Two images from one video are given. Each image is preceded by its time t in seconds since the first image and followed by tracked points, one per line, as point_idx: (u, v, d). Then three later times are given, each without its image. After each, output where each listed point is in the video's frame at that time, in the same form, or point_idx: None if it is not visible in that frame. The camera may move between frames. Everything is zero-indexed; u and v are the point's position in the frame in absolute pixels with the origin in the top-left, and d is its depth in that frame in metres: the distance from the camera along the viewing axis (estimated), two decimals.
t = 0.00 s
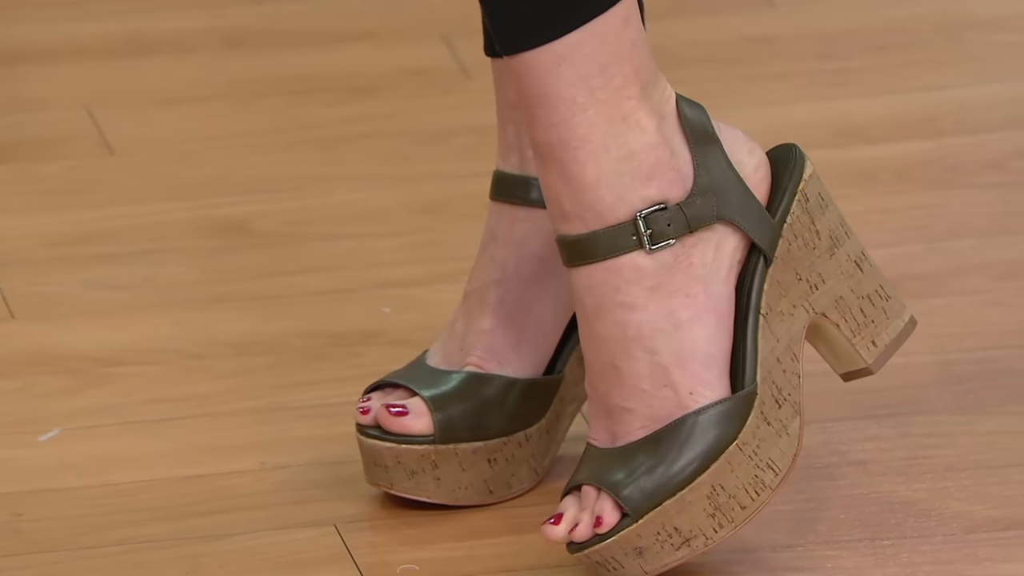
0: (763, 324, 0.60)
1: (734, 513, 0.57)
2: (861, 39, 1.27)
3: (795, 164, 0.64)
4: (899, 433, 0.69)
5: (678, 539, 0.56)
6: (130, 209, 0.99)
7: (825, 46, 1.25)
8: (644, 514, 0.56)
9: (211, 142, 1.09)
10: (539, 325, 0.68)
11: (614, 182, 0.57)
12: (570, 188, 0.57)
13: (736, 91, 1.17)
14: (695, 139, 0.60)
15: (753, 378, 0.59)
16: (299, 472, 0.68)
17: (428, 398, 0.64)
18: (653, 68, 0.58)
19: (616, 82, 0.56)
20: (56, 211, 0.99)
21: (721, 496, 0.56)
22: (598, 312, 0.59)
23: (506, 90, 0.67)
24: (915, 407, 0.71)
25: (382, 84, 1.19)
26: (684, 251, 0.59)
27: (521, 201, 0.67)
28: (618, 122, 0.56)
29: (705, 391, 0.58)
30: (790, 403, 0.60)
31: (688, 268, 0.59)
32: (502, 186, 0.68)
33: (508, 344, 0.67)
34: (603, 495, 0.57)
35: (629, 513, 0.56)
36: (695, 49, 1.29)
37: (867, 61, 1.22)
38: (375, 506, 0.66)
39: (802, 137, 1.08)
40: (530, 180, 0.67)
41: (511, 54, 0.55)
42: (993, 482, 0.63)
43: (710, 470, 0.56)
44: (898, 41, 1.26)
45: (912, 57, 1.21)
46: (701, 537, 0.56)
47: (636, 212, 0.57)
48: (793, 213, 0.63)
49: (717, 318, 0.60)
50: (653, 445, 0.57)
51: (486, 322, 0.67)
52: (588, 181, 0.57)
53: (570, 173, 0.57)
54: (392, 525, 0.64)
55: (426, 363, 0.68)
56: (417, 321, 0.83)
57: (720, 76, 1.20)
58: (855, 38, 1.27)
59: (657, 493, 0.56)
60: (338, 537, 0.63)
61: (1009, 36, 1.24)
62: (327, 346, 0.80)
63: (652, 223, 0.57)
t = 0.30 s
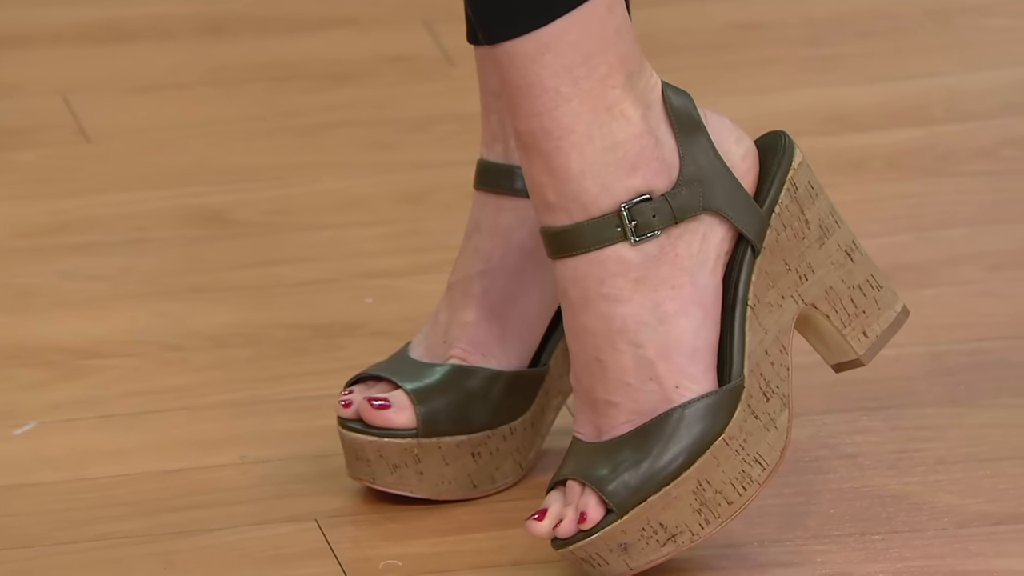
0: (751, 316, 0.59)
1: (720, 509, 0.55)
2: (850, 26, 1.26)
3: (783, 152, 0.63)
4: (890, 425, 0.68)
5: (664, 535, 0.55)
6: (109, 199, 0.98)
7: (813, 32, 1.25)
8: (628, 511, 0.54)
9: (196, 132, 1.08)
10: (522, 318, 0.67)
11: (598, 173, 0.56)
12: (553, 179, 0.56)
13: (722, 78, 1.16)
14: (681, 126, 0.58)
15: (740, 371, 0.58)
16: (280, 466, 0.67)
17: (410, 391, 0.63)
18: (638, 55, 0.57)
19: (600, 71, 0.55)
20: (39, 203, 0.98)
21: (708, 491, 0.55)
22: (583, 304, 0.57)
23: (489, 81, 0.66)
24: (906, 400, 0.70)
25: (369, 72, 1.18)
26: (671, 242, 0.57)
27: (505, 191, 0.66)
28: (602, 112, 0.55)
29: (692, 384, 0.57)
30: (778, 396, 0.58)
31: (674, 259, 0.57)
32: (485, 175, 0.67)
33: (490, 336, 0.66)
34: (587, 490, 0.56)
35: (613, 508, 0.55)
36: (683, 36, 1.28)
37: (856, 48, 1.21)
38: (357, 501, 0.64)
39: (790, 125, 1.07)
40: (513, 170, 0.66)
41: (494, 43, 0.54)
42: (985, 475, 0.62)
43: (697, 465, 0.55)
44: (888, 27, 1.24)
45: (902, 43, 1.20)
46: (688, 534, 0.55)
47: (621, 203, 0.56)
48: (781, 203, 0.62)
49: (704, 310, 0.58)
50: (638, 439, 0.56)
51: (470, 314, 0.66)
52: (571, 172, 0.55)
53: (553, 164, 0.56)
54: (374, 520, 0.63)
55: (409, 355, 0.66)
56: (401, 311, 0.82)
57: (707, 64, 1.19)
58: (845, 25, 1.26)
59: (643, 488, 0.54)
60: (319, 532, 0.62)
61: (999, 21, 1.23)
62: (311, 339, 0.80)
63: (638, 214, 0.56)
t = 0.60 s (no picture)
0: (739, 307, 0.58)
1: (708, 504, 0.54)
2: (842, 10, 1.24)
3: (772, 138, 0.61)
4: (881, 418, 0.66)
5: (651, 530, 0.54)
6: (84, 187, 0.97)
7: (805, 17, 1.23)
8: (615, 506, 0.53)
9: (176, 119, 1.07)
10: (507, 310, 0.65)
11: (585, 161, 0.54)
12: (539, 167, 0.54)
13: (710, 64, 1.15)
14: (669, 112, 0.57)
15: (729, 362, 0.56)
16: (258, 460, 0.66)
17: (391, 383, 0.62)
18: (625, 40, 0.55)
19: (588, 57, 0.53)
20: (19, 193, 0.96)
21: (695, 486, 0.54)
22: (569, 294, 0.56)
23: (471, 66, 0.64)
24: (898, 393, 0.68)
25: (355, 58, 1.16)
26: (658, 231, 0.56)
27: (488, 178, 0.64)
28: (589, 99, 0.54)
29: (679, 376, 0.55)
30: (767, 389, 0.57)
31: (661, 249, 0.56)
32: (467, 163, 0.65)
33: (473, 326, 0.64)
34: (573, 485, 0.54)
35: (600, 504, 0.53)
36: (670, 20, 1.25)
37: (847, 32, 1.19)
38: (337, 496, 0.63)
39: (780, 111, 1.05)
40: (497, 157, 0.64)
41: (480, 29, 0.52)
42: (978, 469, 0.61)
43: (686, 458, 0.54)
44: (880, 11, 1.23)
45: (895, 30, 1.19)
46: (676, 529, 0.54)
47: (608, 191, 0.55)
48: (770, 190, 0.60)
49: (692, 301, 0.57)
50: (623, 432, 0.55)
51: (453, 306, 0.64)
52: (557, 160, 0.54)
53: (539, 152, 0.54)
54: (355, 516, 0.61)
55: (389, 347, 0.65)
56: (381, 301, 0.80)
57: (697, 49, 1.18)
58: (836, 9, 1.25)
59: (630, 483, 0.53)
60: (299, 528, 0.60)
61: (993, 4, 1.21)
62: (291, 331, 0.77)
63: (625, 202, 0.55)
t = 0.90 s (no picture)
0: (738, 302, 0.55)
1: (704, 502, 0.50)
2: None
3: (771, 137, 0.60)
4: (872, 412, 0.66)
5: (646, 525, 0.49)
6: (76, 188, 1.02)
7: None
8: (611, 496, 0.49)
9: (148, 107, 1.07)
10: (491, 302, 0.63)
11: (598, 142, 0.52)
12: (547, 144, 0.52)
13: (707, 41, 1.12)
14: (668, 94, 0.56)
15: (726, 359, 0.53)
16: (236, 456, 0.65)
17: (369, 376, 0.60)
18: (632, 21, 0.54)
19: (603, 33, 0.51)
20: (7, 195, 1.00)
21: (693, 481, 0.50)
22: (564, 283, 0.53)
23: (458, 56, 0.63)
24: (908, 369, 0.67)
25: (348, 49, 1.13)
26: (670, 218, 0.53)
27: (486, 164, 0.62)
28: (603, 74, 0.52)
29: (673, 372, 0.52)
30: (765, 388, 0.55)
31: (672, 236, 0.54)
32: (450, 151, 0.63)
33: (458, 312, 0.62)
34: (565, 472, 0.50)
35: (595, 493, 0.49)
36: None
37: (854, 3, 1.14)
38: (313, 492, 0.62)
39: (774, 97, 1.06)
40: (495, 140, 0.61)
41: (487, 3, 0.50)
42: (973, 464, 0.59)
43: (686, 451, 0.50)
44: None
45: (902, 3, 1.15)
46: (671, 524, 0.50)
47: (620, 174, 0.52)
48: (771, 187, 0.58)
49: (686, 294, 0.54)
50: (612, 423, 0.51)
51: (435, 296, 0.62)
52: (570, 138, 0.51)
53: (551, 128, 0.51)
54: (331, 512, 0.59)
55: (368, 338, 0.64)
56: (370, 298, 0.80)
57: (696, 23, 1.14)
58: None
59: (627, 473, 0.49)
60: (273, 524, 0.58)
61: None
62: (270, 324, 0.84)
63: (637, 183, 0.52)
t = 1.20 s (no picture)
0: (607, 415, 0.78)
1: (550, 520, 0.74)
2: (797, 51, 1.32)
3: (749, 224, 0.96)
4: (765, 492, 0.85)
5: (490, 506, 0.72)
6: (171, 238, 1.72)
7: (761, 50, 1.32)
8: (517, 469, 0.72)
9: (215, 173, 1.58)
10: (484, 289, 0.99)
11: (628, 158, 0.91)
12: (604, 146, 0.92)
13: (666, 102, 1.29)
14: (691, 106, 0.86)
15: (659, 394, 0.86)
16: (219, 509, 0.84)
17: (346, 369, 0.83)
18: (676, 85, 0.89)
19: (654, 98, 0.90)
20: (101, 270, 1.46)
21: (552, 496, 0.73)
22: (555, 271, 0.91)
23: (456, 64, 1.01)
24: (839, 468, 0.90)
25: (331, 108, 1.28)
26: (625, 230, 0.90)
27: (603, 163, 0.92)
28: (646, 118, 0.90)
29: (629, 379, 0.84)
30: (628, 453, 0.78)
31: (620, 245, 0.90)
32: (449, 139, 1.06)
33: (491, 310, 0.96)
34: (484, 431, 0.75)
35: (508, 461, 0.72)
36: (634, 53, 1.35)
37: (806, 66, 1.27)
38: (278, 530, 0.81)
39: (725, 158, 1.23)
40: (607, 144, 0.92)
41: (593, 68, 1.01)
42: (832, 529, 0.78)
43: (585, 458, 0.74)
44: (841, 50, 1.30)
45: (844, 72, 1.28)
46: (526, 522, 0.74)
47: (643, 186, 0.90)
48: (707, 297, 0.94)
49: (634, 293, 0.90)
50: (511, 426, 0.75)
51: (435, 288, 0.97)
52: (616, 144, 0.91)
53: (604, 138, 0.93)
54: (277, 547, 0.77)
55: (350, 322, 0.96)
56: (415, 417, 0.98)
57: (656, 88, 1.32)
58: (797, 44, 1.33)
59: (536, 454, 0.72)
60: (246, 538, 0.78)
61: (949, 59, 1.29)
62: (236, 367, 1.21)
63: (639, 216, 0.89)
